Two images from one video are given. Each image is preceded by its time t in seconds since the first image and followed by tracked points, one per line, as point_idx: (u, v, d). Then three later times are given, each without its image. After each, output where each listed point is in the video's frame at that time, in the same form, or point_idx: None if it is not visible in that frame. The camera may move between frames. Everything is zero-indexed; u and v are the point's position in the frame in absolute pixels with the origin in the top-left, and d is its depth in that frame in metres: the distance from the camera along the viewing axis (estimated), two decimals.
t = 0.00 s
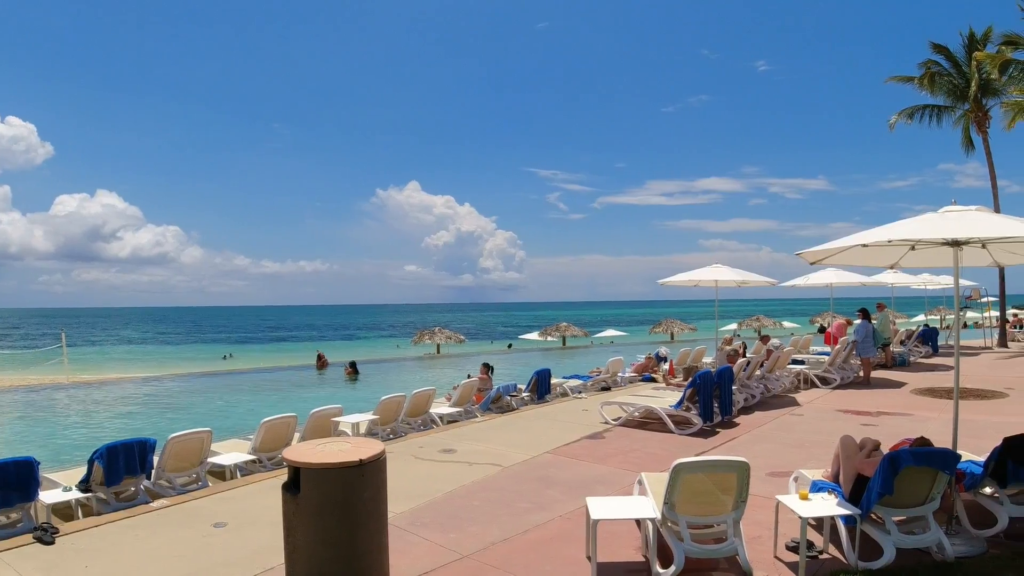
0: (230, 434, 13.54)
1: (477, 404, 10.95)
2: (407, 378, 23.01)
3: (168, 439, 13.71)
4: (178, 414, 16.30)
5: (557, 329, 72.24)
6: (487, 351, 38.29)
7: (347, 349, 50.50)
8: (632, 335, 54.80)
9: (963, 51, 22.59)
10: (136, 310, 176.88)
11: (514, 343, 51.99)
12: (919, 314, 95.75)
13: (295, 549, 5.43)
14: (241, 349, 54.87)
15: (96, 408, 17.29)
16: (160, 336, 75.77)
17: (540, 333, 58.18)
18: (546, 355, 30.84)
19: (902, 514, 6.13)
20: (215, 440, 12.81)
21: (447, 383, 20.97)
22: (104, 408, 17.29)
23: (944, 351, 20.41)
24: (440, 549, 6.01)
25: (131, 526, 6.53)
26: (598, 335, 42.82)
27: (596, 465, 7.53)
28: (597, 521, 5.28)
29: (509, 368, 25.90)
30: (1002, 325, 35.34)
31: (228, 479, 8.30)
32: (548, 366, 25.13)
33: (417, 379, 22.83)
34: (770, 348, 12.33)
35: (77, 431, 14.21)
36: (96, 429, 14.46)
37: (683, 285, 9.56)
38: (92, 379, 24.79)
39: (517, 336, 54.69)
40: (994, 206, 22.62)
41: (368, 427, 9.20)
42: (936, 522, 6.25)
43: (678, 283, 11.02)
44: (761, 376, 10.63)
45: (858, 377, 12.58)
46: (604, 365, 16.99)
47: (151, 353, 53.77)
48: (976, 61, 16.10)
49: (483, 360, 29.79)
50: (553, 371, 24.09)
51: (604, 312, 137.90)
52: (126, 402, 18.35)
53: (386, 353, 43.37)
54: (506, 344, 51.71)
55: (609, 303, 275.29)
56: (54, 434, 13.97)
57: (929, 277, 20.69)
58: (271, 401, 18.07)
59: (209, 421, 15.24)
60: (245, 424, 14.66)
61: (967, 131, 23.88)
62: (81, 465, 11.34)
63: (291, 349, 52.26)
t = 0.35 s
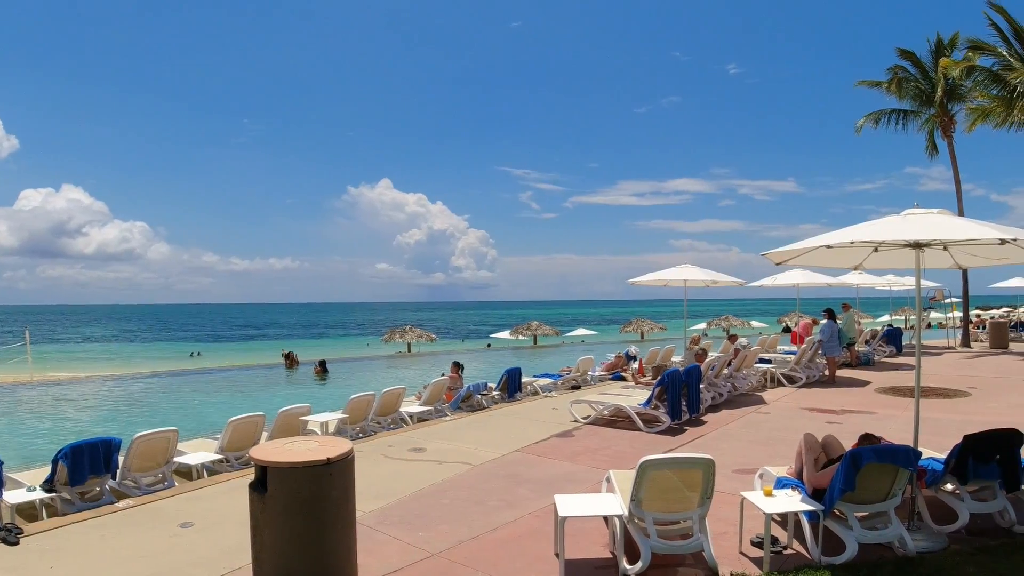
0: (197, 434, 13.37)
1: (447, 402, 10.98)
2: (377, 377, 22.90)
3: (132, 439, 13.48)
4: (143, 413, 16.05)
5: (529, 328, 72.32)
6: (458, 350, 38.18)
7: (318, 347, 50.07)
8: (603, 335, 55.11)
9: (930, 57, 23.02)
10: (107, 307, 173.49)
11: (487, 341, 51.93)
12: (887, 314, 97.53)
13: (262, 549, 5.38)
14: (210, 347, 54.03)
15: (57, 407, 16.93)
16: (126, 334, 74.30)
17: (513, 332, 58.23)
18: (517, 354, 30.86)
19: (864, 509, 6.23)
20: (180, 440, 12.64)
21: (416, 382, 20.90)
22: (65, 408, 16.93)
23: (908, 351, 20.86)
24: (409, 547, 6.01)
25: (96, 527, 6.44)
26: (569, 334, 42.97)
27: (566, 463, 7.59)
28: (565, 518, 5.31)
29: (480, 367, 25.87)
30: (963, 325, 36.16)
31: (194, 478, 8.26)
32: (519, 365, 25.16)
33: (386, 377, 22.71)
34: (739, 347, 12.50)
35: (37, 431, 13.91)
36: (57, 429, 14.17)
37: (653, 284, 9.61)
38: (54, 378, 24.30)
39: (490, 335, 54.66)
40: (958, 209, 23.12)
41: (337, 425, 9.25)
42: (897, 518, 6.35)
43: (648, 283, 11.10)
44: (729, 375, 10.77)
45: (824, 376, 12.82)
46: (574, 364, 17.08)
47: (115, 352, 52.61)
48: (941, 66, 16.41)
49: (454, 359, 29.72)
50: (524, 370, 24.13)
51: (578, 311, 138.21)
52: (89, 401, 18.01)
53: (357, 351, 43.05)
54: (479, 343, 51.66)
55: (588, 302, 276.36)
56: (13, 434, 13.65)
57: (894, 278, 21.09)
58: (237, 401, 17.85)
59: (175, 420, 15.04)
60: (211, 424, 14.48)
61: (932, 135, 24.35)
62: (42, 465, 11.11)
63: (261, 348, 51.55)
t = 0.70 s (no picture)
0: (164, 435, 13.19)
1: (419, 402, 10.99)
2: (348, 377, 22.79)
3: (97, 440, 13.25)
4: (109, 414, 15.81)
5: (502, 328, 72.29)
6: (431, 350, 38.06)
7: (290, 346, 49.63)
8: (575, 335, 55.33)
9: (898, 62, 23.47)
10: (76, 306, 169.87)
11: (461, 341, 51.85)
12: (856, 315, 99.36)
13: (230, 550, 5.32)
14: (179, 347, 53.14)
15: (18, 409, 16.54)
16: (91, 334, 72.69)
17: (487, 331, 58.17)
18: (490, 354, 30.85)
19: (829, 505, 6.30)
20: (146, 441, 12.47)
21: (388, 381, 20.82)
22: (27, 409, 16.56)
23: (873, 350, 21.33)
24: (380, 546, 6.01)
25: (63, 530, 6.34)
26: (542, 334, 43.03)
27: (536, 461, 7.64)
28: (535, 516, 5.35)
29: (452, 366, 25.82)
30: (926, 325, 36.97)
31: (163, 479, 8.19)
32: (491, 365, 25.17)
33: (357, 377, 22.57)
34: (709, 347, 12.65)
35: None
36: (19, 431, 13.86)
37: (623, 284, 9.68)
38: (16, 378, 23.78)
39: (465, 334, 54.63)
40: (923, 211, 23.62)
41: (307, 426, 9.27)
42: (862, 513, 6.43)
43: (619, 283, 11.17)
44: (698, 374, 10.91)
45: (791, 374, 13.04)
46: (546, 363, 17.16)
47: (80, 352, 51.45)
48: (908, 70, 16.71)
49: (426, 359, 29.60)
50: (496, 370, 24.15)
51: (555, 311, 138.49)
52: (52, 402, 17.64)
53: (329, 351, 42.74)
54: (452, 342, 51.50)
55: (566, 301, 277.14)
56: None
57: (860, 279, 21.51)
58: (205, 402, 17.62)
59: (142, 420, 14.84)
60: (179, 425, 14.29)
61: (898, 139, 24.84)
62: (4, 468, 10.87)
63: (231, 348, 50.82)
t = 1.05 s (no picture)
0: (120, 437, 12.91)
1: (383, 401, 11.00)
2: (312, 376, 22.63)
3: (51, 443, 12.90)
4: (65, 415, 15.48)
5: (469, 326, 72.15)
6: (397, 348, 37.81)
7: (254, 346, 48.94)
8: (541, 333, 55.54)
9: (856, 66, 24.02)
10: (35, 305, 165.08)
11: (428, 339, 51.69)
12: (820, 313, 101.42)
13: (190, 554, 5.19)
14: (139, 347, 51.93)
15: None
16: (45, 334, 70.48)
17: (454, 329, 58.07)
18: (456, 353, 30.76)
19: (789, 499, 6.36)
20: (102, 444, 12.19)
21: (352, 381, 20.70)
22: None
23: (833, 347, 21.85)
24: (343, 546, 5.99)
25: (18, 535, 6.20)
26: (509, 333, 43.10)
27: (500, 460, 7.68)
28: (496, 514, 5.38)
29: (416, 365, 25.72)
30: (882, 322, 37.99)
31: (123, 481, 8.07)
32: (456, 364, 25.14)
33: (320, 377, 22.38)
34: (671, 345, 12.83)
35: None
36: None
37: (587, 283, 9.75)
38: None
39: (432, 332, 54.50)
40: (880, 211, 24.24)
41: (270, 426, 9.28)
42: (820, 507, 6.50)
43: (584, 281, 11.26)
44: (661, 371, 11.07)
45: (752, 371, 13.30)
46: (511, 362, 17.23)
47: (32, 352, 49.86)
48: (867, 74, 17.07)
49: (391, 358, 29.41)
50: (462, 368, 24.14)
51: (528, 310, 138.75)
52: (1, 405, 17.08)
53: (293, 351, 42.29)
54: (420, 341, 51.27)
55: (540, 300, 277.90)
56: None
57: (820, 277, 22.01)
58: (163, 403, 17.28)
59: (97, 423, 14.49)
60: (137, 427, 14.01)
61: (857, 142, 25.43)
62: None
63: (194, 347, 49.86)
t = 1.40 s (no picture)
0: (78, 440, 12.60)
1: (350, 401, 10.98)
2: (275, 376, 22.35)
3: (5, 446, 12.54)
4: (20, 418, 15.04)
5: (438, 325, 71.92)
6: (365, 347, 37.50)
7: (219, 346, 48.03)
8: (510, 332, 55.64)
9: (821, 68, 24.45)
10: None
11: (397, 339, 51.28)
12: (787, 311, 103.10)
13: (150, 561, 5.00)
14: (100, 348, 50.71)
15: None
16: None
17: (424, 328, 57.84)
18: (424, 352, 30.60)
19: (754, 495, 6.33)
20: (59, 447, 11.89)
21: (319, 380, 20.52)
22: None
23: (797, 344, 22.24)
24: (309, 548, 5.92)
25: None
26: (479, 332, 43.07)
27: (468, 459, 7.67)
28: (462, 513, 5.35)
29: (384, 364, 25.56)
30: (845, 320, 38.82)
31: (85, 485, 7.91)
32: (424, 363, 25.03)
33: (286, 377, 22.12)
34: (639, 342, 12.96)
35: None
36: None
37: (555, 281, 9.79)
38: None
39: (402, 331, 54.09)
40: (843, 211, 24.71)
41: (235, 427, 9.24)
42: (785, 502, 6.50)
43: (552, 280, 11.31)
44: (629, 369, 11.21)
45: (718, 369, 13.49)
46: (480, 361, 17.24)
47: None
48: (831, 76, 17.37)
49: (358, 358, 29.16)
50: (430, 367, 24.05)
51: (502, 308, 138.79)
52: None
53: (257, 350, 41.58)
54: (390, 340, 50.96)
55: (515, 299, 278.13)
56: None
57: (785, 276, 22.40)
58: (123, 404, 16.90)
59: (54, 425, 14.13)
60: (96, 429, 13.70)
61: (819, 143, 25.89)
62: None
63: (158, 347, 48.87)
